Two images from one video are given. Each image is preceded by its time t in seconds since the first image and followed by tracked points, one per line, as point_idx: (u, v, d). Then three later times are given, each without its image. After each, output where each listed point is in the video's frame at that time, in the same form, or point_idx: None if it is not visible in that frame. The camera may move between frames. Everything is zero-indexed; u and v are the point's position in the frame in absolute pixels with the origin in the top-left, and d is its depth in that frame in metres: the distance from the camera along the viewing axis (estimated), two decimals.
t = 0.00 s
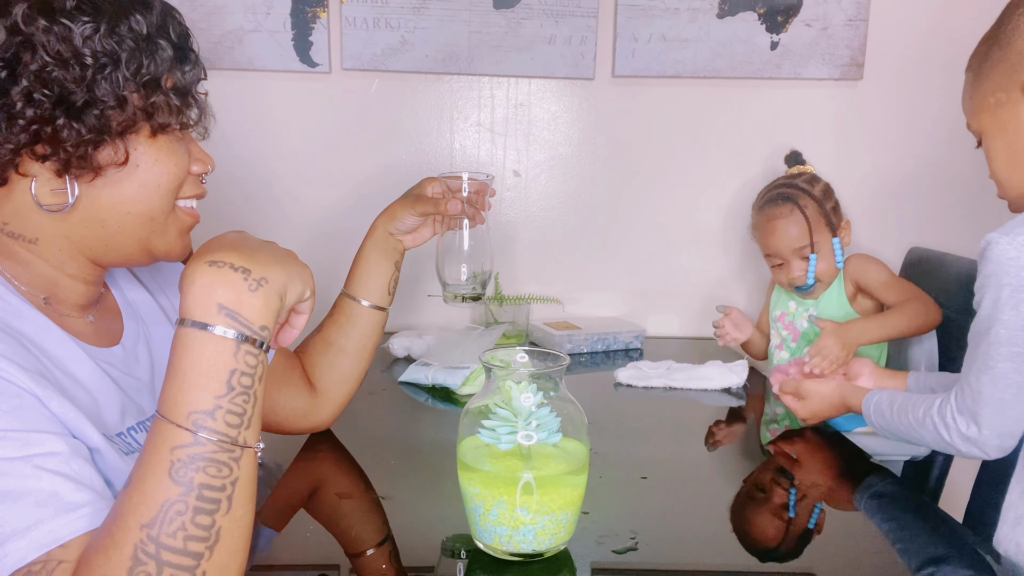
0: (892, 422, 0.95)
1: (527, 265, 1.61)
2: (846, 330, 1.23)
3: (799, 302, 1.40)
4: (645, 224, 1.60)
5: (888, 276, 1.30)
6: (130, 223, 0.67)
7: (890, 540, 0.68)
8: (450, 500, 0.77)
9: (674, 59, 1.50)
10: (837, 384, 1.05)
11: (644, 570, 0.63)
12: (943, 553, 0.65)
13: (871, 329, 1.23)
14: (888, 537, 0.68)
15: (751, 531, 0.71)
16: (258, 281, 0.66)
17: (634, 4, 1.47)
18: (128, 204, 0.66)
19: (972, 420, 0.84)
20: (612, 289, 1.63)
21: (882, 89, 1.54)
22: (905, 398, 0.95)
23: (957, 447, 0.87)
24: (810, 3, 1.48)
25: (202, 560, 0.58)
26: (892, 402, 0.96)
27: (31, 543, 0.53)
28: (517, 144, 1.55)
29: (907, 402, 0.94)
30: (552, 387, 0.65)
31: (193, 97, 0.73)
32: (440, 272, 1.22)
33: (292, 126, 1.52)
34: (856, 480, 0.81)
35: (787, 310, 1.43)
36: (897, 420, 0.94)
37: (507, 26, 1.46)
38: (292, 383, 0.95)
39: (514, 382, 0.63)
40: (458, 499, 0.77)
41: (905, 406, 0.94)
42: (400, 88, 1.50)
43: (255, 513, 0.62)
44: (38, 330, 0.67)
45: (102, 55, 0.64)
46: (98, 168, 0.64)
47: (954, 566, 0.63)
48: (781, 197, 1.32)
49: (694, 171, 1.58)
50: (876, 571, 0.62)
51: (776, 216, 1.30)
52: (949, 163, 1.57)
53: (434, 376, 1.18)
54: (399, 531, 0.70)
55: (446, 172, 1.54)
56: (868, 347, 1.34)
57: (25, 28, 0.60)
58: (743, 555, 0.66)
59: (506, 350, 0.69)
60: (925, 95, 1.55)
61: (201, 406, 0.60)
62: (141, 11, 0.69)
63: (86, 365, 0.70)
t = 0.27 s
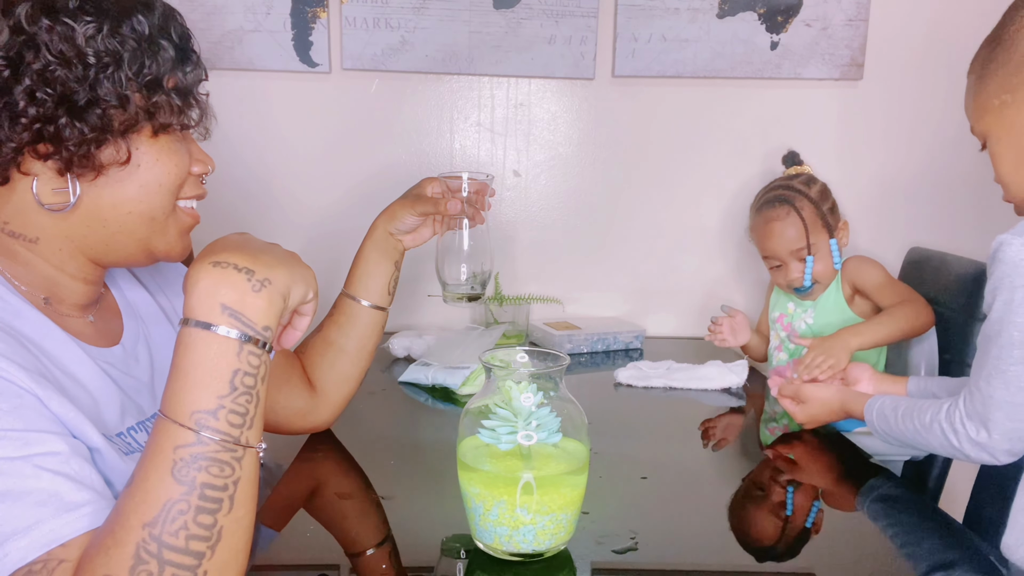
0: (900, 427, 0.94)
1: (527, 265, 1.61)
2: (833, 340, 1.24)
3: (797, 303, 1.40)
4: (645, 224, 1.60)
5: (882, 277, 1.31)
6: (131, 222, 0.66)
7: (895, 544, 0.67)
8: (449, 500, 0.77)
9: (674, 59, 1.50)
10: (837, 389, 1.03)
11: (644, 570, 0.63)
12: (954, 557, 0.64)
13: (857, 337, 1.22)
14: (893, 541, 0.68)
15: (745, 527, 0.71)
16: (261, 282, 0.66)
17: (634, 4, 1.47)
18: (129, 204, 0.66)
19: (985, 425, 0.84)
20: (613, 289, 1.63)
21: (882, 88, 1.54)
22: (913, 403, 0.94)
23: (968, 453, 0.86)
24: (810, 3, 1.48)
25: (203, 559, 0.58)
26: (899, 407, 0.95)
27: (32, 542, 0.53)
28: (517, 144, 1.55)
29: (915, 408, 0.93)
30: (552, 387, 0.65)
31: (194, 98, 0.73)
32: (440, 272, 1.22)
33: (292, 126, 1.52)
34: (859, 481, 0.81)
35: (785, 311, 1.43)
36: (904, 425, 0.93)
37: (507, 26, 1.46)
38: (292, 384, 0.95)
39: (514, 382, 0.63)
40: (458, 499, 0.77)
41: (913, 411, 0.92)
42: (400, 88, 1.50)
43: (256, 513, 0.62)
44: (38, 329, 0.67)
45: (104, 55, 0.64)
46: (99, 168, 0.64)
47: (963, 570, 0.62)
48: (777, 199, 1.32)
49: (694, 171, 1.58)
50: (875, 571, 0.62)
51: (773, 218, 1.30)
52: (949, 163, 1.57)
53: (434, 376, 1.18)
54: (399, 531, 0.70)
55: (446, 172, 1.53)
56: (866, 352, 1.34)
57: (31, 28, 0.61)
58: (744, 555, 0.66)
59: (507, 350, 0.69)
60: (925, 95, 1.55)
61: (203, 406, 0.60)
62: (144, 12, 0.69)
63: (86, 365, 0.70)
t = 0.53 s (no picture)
0: (901, 425, 0.94)
1: (527, 265, 1.61)
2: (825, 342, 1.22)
3: (796, 304, 1.41)
4: (645, 224, 1.60)
5: (881, 278, 1.29)
6: (131, 223, 0.67)
7: (897, 550, 0.66)
8: (450, 500, 0.77)
9: (674, 59, 1.50)
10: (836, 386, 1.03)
11: (643, 570, 0.63)
12: (956, 562, 0.63)
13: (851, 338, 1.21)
14: (895, 548, 0.67)
15: (745, 529, 0.71)
16: (264, 282, 0.66)
17: (634, 4, 1.47)
18: (130, 204, 0.66)
19: (990, 424, 0.84)
20: (613, 289, 1.63)
21: (882, 88, 1.54)
22: (915, 402, 0.94)
23: (970, 452, 0.87)
24: (810, 3, 1.48)
25: (204, 559, 0.58)
26: (901, 405, 0.95)
27: (33, 541, 0.53)
28: (517, 144, 1.55)
29: (917, 406, 0.93)
30: (552, 387, 0.65)
31: (195, 99, 0.73)
32: (441, 272, 1.23)
33: (292, 126, 1.52)
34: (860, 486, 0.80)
35: (784, 313, 1.44)
36: (906, 423, 0.93)
37: (507, 26, 1.46)
38: (292, 384, 0.96)
39: (514, 382, 0.63)
40: (458, 499, 0.77)
41: (915, 409, 0.93)
42: (400, 88, 1.50)
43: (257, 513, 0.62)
44: (39, 329, 0.67)
45: (107, 55, 0.64)
46: (101, 168, 0.64)
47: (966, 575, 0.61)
48: (774, 200, 1.32)
49: (694, 171, 1.58)
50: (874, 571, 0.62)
51: (770, 220, 1.30)
52: (949, 163, 1.57)
53: (434, 376, 1.18)
54: (399, 531, 0.70)
55: (446, 172, 1.53)
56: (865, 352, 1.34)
57: (32, 27, 0.60)
58: (744, 555, 0.66)
59: (507, 350, 0.69)
60: (925, 95, 1.55)
61: (205, 406, 0.60)
62: (146, 13, 0.69)
63: (86, 364, 0.70)
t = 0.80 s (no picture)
0: (906, 426, 0.93)
1: (527, 265, 1.61)
2: (830, 327, 1.24)
3: (796, 305, 1.41)
4: (645, 225, 1.60)
5: (882, 277, 1.30)
6: (132, 223, 0.67)
7: (900, 555, 0.65)
8: (450, 500, 0.77)
9: (674, 59, 1.50)
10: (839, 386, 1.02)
11: (643, 570, 0.63)
12: (959, 565, 0.62)
13: (856, 326, 1.22)
14: (898, 552, 0.66)
15: (744, 532, 0.70)
16: (265, 283, 0.66)
17: (634, 4, 1.47)
18: (130, 204, 0.66)
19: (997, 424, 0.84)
20: (613, 289, 1.63)
21: (882, 88, 1.54)
22: (919, 401, 0.93)
23: (977, 451, 0.87)
24: (809, 3, 1.48)
25: (205, 559, 0.58)
26: (904, 405, 0.94)
27: (33, 541, 0.53)
28: (517, 144, 1.55)
29: (921, 406, 0.92)
30: (552, 387, 0.65)
31: (196, 99, 0.73)
32: (441, 273, 1.23)
33: (292, 126, 1.52)
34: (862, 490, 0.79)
35: (784, 313, 1.44)
36: (910, 424, 0.92)
37: (507, 26, 1.46)
38: (293, 384, 0.96)
39: (514, 382, 0.63)
40: (458, 499, 0.77)
41: (920, 409, 0.92)
42: (400, 88, 1.50)
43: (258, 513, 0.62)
44: (40, 328, 0.67)
45: (107, 54, 0.64)
46: (101, 167, 0.64)
47: None
48: (775, 200, 1.32)
49: (694, 172, 1.58)
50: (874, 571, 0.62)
51: (771, 220, 1.30)
52: (949, 163, 1.57)
53: (434, 376, 1.18)
54: (400, 531, 0.70)
55: (447, 172, 1.54)
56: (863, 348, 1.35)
57: (32, 26, 0.60)
58: (744, 556, 0.66)
59: (507, 350, 0.69)
60: (925, 94, 1.55)
61: (207, 406, 0.60)
62: (146, 13, 0.69)
63: (87, 363, 0.70)
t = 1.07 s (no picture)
0: (908, 424, 0.94)
1: (527, 265, 1.61)
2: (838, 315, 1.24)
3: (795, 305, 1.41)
4: (645, 225, 1.60)
5: (882, 278, 1.31)
6: (132, 223, 0.67)
7: (904, 560, 0.64)
8: (450, 500, 0.77)
9: (674, 59, 1.50)
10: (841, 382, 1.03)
11: (643, 570, 0.63)
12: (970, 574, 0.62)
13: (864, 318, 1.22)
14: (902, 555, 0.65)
15: (749, 539, 0.69)
16: (267, 283, 0.66)
17: (634, 4, 1.47)
18: (130, 204, 0.66)
19: (999, 424, 0.84)
20: (613, 289, 1.63)
21: (882, 88, 1.54)
22: (922, 399, 0.94)
23: (979, 451, 0.87)
24: (810, 3, 1.48)
25: (206, 559, 0.58)
26: (907, 403, 0.95)
27: (33, 541, 0.53)
28: (517, 144, 1.55)
29: (925, 404, 0.93)
30: (552, 387, 0.64)
31: (195, 98, 0.73)
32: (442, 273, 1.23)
33: (292, 126, 1.52)
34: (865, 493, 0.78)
35: (784, 313, 1.44)
36: (913, 422, 0.93)
37: (507, 26, 1.46)
38: (293, 384, 0.96)
39: (514, 382, 0.63)
40: (458, 499, 0.77)
41: (923, 408, 0.92)
42: (400, 88, 1.50)
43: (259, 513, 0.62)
44: (40, 327, 0.67)
45: (107, 54, 0.64)
46: (101, 167, 0.64)
47: None
48: (782, 196, 1.31)
49: (694, 172, 1.58)
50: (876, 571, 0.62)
51: (777, 216, 1.29)
52: (948, 163, 1.57)
53: (434, 376, 1.18)
54: (400, 531, 0.70)
55: (446, 172, 1.53)
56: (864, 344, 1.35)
57: (32, 26, 0.60)
58: (746, 556, 0.66)
59: (506, 350, 0.69)
60: (925, 94, 1.55)
61: (208, 406, 0.60)
62: (146, 13, 0.69)
63: (88, 362, 0.70)
